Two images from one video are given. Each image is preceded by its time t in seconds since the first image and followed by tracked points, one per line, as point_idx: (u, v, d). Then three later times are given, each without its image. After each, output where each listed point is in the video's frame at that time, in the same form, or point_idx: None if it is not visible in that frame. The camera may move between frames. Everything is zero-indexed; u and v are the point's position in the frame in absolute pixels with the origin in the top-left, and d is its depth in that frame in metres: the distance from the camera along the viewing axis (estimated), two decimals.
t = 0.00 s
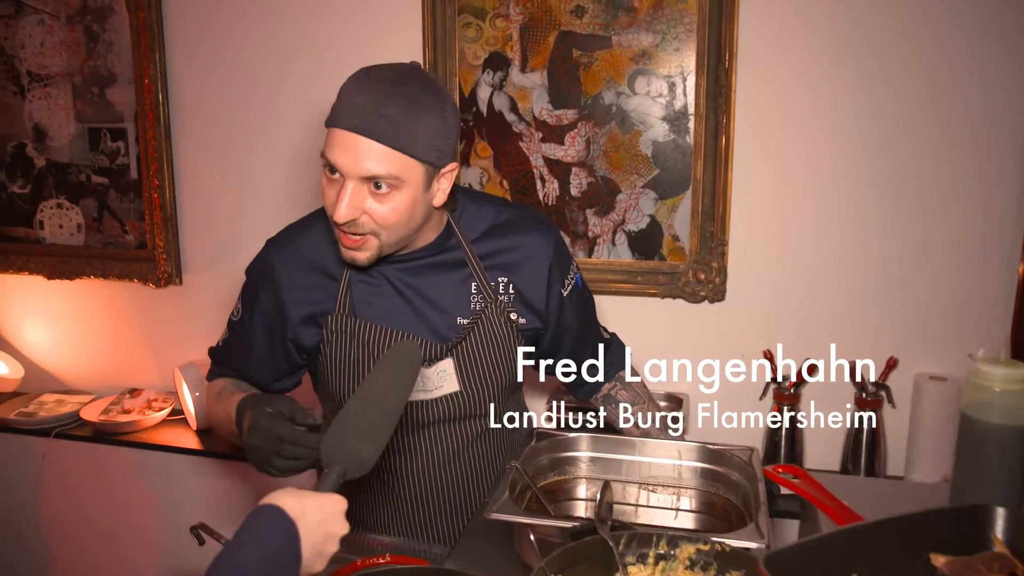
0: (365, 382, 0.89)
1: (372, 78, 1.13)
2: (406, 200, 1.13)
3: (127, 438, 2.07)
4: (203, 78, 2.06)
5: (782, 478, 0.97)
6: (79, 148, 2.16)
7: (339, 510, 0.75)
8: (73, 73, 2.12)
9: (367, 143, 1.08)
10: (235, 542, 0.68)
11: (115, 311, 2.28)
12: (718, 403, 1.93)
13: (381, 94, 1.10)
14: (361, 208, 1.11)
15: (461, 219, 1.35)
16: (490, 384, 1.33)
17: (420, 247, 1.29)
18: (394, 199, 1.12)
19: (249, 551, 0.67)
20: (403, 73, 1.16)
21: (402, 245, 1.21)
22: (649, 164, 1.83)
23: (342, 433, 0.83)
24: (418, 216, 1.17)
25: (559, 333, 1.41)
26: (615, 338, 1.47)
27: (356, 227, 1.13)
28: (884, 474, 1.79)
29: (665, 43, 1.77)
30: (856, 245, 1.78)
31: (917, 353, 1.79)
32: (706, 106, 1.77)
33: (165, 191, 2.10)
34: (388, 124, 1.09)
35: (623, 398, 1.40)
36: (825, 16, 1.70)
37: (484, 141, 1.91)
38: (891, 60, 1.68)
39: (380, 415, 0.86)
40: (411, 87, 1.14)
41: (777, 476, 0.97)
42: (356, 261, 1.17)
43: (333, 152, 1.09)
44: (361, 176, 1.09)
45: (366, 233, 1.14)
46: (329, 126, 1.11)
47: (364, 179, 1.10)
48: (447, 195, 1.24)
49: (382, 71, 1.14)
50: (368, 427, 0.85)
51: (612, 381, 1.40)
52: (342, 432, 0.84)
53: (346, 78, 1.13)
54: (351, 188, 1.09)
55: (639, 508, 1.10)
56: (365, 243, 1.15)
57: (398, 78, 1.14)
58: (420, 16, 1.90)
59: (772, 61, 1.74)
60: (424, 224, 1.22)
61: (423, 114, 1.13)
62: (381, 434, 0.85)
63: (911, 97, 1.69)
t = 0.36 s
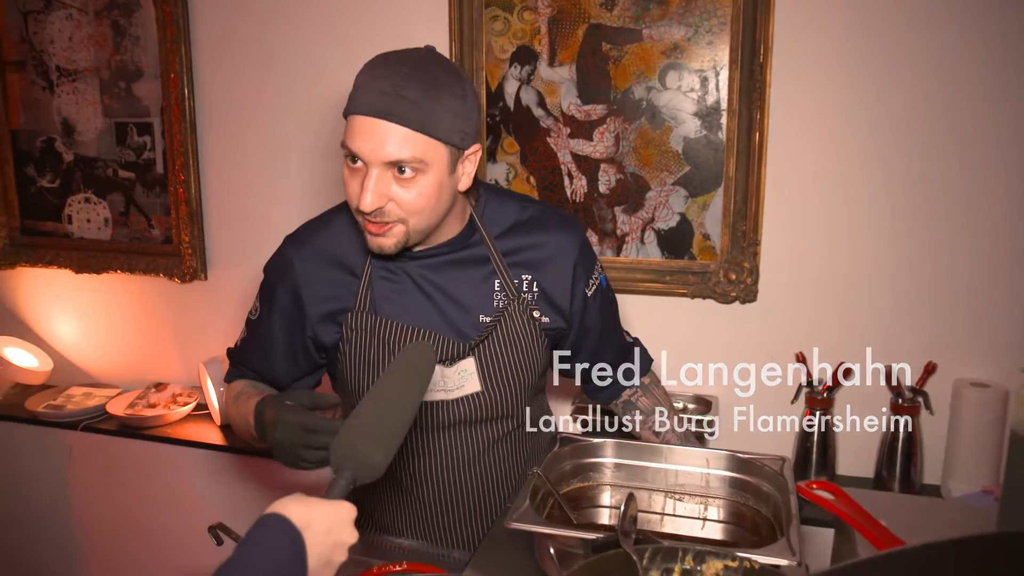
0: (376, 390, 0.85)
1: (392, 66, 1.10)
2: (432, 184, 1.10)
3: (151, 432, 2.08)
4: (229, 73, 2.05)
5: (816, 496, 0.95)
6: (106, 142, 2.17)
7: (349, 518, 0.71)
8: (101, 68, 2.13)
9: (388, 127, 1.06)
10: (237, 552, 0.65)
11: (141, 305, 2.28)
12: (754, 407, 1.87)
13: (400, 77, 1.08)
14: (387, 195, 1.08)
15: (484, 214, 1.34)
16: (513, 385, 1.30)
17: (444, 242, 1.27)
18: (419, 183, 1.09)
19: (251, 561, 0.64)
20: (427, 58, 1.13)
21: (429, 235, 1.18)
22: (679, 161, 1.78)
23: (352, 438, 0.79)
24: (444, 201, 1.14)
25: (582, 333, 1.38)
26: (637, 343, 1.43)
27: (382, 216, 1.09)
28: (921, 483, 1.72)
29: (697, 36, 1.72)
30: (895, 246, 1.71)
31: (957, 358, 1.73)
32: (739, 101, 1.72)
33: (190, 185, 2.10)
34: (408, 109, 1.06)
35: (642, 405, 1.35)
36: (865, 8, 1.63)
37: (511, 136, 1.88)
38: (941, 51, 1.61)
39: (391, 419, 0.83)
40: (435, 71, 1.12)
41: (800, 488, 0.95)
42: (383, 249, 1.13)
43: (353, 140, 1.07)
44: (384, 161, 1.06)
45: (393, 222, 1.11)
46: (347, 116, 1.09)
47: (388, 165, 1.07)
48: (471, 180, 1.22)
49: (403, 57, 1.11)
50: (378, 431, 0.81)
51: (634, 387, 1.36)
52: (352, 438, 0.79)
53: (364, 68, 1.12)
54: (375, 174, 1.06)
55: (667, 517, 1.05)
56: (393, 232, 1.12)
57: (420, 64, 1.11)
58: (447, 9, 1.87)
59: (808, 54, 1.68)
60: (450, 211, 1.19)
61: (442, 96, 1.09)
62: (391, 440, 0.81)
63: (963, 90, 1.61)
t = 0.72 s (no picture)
0: (373, 383, 0.83)
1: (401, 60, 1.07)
2: (451, 185, 1.09)
3: (179, 424, 2.09)
4: (258, 66, 2.04)
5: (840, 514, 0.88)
6: (139, 136, 2.18)
7: (345, 524, 0.69)
8: (134, 61, 2.14)
9: (405, 132, 1.03)
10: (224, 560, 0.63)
11: (171, 298, 2.30)
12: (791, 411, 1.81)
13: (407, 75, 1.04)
14: (408, 201, 1.06)
15: (503, 209, 1.31)
16: (537, 384, 1.27)
17: (463, 238, 1.24)
18: (438, 186, 1.08)
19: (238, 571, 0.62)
20: (440, 55, 1.09)
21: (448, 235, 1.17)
22: (713, 157, 1.73)
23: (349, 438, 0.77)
24: (463, 200, 1.12)
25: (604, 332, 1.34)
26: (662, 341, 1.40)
27: (403, 222, 1.08)
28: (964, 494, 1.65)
29: (733, 27, 1.66)
30: (939, 247, 1.63)
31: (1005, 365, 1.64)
32: (776, 95, 1.66)
33: (220, 179, 2.10)
34: (419, 111, 1.03)
35: (666, 405, 1.31)
36: None
37: (540, 131, 1.84)
38: (980, 44, 1.53)
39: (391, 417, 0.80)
40: (443, 64, 1.08)
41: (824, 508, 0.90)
42: (406, 255, 1.11)
43: (369, 147, 1.04)
44: (403, 167, 1.04)
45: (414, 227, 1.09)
46: (357, 121, 1.06)
47: (407, 170, 1.05)
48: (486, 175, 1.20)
49: (410, 53, 1.08)
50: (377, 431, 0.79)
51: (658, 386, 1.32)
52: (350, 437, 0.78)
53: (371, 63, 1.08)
54: (394, 182, 1.04)
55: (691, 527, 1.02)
56: (413, 237, 1.10)
57: (431, 63, 1.07)
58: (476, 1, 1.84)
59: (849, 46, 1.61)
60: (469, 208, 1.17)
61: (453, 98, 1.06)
62: (392, 439, 0.79)
63: (998, 84, 1.54)
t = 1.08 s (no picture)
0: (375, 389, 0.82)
1: (394, 71, 1.10)
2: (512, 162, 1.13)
3: (206, 420, 2.10)
4: (286, 63, 2.04)
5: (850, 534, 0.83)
6: (170, 132, 2.20)
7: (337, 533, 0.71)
8: (166, 59, 2.16)
9: (471, 121, 1.06)
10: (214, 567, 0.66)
11: (201, 294, 2.31)
12: (823, 418, 1.75)
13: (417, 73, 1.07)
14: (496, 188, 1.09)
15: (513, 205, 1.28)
16: (554, 385, 1.24)
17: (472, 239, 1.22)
18: (507, 166, 1.11)
19: None
20: (433, 49, 1.11)
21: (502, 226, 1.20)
22: (743, 155, 1.68)
23: (345, 449, 0.77)
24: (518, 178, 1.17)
25: (620, 327, 1.29)
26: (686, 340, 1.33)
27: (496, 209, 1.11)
28: (1005, 508, 1.57)
29: (765, 22, 1.61)
30: (982, 250, 1.55)
31: None
32: (810, 91, 1.60)
33: (249, 175, 2.11)
34: (444, 98, 1.05)
35: (687, 409, 1.29)
36: None
37: (567, 128, 1.81)
38: None
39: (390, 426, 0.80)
40: (445, 58, 1.09)
41: (836, 531, 0.83)
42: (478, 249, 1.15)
43: (443, 151, 1.06)
44: (483, 155, 1.07)
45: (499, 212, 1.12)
46: (406, 126, 1.07)
47: (485, 157, 1.08)
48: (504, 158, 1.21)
49: (399, 60, 1.11)
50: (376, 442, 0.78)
51: (679, 390, 1.29)
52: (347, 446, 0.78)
53: (366, 82, 1.13)
54: (479, 173, 1.07)
55: (709, 539, 0.98)
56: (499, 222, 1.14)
57: (427, 59, 1.09)
58: None
59: (888, 40, 1.54)
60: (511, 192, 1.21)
61: (465, 77, 1.07)
62: (391, 447, 0.79)
63: None
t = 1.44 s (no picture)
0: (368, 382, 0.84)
1: (379, 82, 1.10)
2: (495, 176, 1.13)
3: (222, 414, 2.13)
4: (301, 61, 2.06)
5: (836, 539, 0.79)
6: (189, 129, 2.23)
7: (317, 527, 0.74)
8: (185, 57, 2.18)
9: (451, 139, 1.06)
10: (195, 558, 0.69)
11: (218, 289, 2.34)
12: (836, 418, 1.73)
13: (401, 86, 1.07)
14: (476, 204, 1.09)
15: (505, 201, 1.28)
16: (556, 383, 1.24)
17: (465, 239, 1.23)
18: (489, 181, 1.12)
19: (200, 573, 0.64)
20: (415, 60, 1.11)
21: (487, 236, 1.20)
22: (756, 152, 1.66)
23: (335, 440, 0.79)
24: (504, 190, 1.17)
25: (620, 322, 1.29)
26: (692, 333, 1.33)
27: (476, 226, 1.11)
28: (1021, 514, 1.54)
29: (779, 17, 1.60)
30: (1001, 250, 1.52)
31: None
32: (823, 87, 1.58)
33: (265, 172, 2.13)
34: (423, 115, 1.05)
35: (690, 406, 1.29)
36: None
37: (579, 124, 1.81)
38: None
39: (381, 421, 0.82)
40: (430, 68, 1.10)
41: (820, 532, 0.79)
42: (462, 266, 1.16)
43: (422, 168, 1.06)
44: (462, 173, 1.07)
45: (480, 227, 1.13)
46: (387, 143, 1.07)
47: (464, 175, 1.08)
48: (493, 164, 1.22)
49: (384, 70, 1.11)
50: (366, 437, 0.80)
51: (682, 388, 1.29)
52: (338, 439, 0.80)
53: (351, 97, 1.13)
54: (459, 190, 1.07)
55: (707, 537, 0.98)
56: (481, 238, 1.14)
57: (409, 70, 1.10)
58: None
59: (904, 36, 1.52)
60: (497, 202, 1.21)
61: (449, 92, 1.07)
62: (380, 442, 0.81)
63: None
